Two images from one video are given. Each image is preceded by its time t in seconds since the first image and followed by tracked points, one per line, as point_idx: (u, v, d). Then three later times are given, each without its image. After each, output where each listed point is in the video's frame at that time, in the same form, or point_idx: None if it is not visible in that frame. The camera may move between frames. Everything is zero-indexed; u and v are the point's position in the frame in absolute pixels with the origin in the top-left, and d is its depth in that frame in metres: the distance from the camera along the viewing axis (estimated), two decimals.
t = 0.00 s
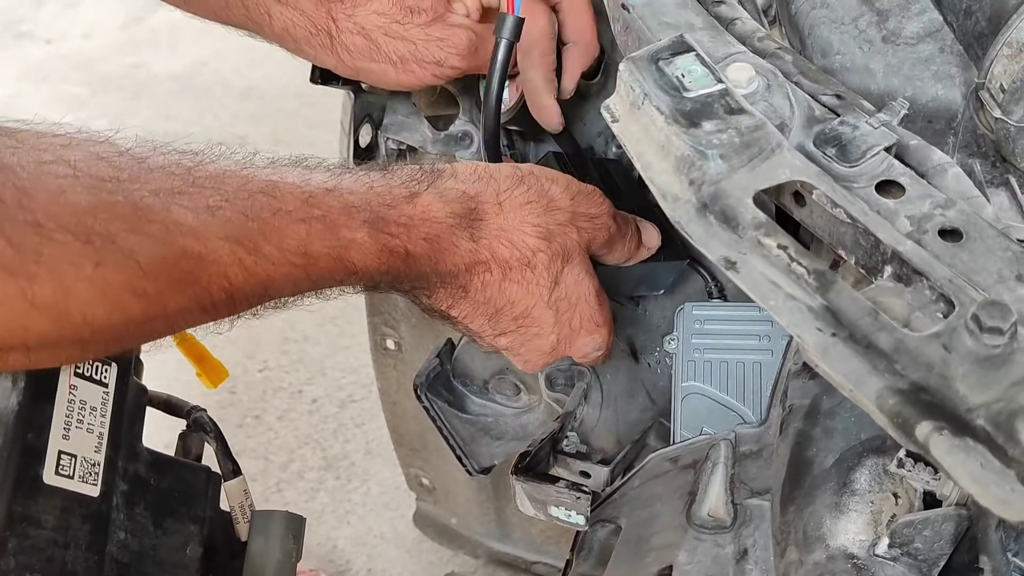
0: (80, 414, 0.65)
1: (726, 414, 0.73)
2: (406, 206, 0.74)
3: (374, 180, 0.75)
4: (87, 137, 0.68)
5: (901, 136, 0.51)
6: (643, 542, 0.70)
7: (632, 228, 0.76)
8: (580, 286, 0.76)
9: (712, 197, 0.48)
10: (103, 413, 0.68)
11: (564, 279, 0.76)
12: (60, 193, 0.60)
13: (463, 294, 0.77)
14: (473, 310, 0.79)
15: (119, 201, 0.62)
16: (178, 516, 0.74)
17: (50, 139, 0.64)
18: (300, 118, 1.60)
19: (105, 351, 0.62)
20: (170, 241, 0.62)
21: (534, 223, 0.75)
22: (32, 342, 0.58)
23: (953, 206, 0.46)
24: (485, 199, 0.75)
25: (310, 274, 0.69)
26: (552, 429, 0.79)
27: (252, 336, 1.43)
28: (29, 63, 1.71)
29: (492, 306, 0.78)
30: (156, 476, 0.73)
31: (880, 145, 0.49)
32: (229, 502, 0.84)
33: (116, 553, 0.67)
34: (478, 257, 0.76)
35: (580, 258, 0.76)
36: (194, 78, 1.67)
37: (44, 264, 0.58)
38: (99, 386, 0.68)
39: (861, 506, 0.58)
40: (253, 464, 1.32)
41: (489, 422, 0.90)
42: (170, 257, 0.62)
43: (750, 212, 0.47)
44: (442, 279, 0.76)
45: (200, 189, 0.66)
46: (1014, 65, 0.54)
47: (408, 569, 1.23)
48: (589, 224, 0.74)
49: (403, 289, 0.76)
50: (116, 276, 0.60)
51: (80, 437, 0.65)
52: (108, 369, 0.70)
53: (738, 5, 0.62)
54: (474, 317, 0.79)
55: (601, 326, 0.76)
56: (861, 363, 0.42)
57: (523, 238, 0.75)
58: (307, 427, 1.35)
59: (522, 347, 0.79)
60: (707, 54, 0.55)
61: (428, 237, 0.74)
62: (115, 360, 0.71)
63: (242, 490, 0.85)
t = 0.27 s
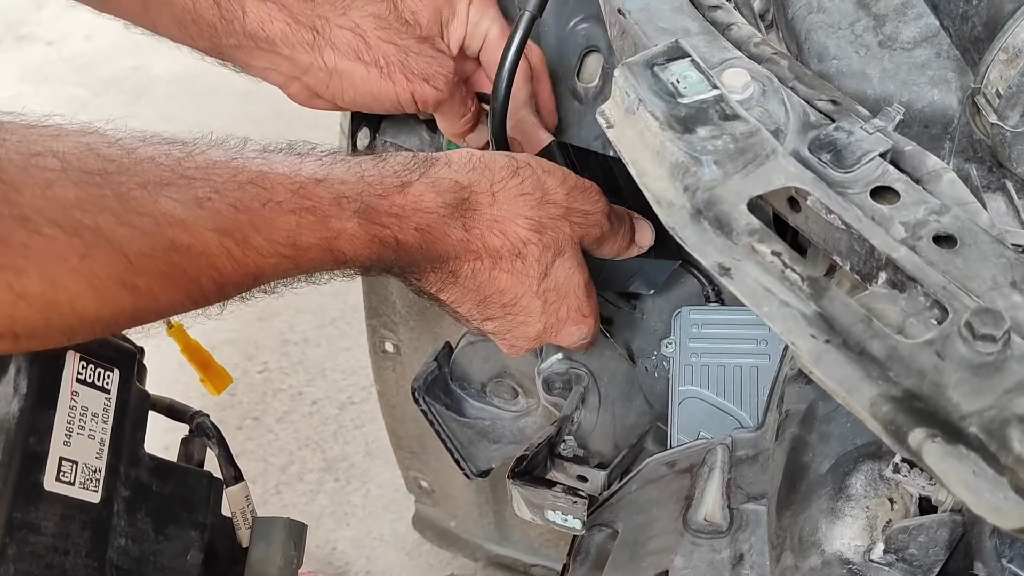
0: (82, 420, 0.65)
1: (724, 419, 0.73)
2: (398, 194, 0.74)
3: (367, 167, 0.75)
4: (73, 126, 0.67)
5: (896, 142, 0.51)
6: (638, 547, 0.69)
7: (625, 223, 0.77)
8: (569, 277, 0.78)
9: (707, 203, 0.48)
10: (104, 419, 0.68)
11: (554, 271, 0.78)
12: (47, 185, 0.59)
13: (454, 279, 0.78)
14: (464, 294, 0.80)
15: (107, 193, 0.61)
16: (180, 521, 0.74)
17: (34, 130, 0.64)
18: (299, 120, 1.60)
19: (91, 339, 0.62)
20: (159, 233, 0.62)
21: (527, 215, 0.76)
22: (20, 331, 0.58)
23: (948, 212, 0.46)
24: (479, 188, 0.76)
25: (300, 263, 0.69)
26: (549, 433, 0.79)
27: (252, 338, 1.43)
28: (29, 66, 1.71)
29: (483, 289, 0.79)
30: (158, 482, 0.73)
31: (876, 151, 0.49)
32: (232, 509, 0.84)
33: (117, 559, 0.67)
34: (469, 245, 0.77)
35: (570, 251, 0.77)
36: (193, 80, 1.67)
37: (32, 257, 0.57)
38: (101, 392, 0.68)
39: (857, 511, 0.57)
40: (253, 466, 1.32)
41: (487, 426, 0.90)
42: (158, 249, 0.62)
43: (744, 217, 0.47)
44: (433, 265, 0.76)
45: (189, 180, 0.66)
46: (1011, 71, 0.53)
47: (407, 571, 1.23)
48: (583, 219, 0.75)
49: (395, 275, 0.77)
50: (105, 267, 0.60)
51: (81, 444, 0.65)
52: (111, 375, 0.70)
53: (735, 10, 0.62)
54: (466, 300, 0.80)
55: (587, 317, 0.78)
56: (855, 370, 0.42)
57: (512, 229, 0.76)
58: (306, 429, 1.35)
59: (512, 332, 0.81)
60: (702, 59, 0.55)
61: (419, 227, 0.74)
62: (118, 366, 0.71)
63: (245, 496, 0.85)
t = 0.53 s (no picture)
0: (71, 422, 0.65)
1: (721, 419, 0.73)
2: (403, 184, 0.74)
3: (372, 163, 0.75)
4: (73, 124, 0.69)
5: (891, 143, 0.51)
6: (636, 547, 0.69)
7: (638, 226, 0.77)
8: (583, 269, 0.76)
9: (701, 204, 0.48)
10: (93, 421, 0.68)
11: (569, 262, 0.75)
12: (42, 180, 0.60)
13: (468, 273, 0.77)
14: (481, 290, 0.78)
15: (103, 188, 0.62)
16: (170, 523, 0.75)
17: (32, 126, 0.65)
18: (299, 121, 1.60)
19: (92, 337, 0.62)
20: (155, 228, 0.63)
21: (537, 202, 0.74)
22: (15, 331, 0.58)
23: (943, 213, 0.46)
24: (486, 176, 0.75)
25: (304, 257, 0.69)
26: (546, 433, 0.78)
27: (251, 339, 1.43)
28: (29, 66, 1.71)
29: (499, 286, 0.77)
30: (149, 484, 0.73)
31: (871, 152, 0.49)
32: (222, 509, 0.84)
33: (106, 561, 0.67)
34: (482, 235, 0.75)
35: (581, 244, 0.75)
36: (192, 80, 1.67)
37: (25, 251, 0.58)
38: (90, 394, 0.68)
39: (852, 512, 0.57)
40: (252, 467, 1.32)
41: (484, 426, 0.91)
42: (155, 245, 0.62)
43: (739, 218, 0.47)
44: (444, 257, 0.75)
45: (187, 175, 0.67)
46: (1006, 71, 0.53)
47: (406, 572, 1.23)
48: (595, 214, 0.74)
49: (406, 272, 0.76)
50: (101, 260, 0.60)
51: (69, 446, 0.65)
52: (99, 376, 0.70)
53: (731, 11, 0.62)
54: (480, 298, 0.78)
55: (603, 311, 0.76)
56: (849, 371, 0.42)
57: (524, 216, 0.75)
58: (306, 429, 1.35)
59: (527, 332, 0.78)
60: (698, 60, 0.55)
61: (426, 214, 0.73)
62: (107, 367, 0.71)
63: (235, 497, 0.84)
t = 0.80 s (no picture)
0: (63, 417, 0.67)
1: (720, 420, 0.73)
2: (416, 155, 0.72)
3: (384, 135, 0.74)
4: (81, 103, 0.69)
5: (890, 143, 0.51)
6: (634, 549, 0.69)
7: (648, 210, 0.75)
8: (594, 246, 0.74)
9: (699, 203, 0.48)
10: (87, 416, 0.70)
11: (582, 236, 0.73)
12: (54, 160, 0.60)
13: (482, 247, 0.74)
14: (495, 267, 0.75)
15: (116, 166, 0.62)
16: (164, 518, 0.77)
17: (43, 107, 0.66)
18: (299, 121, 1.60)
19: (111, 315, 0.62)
20: (170, 205, 0.62)
21: (551, 172, 0.72)
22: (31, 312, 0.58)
23: (941, 213, 0.46)
24: (500, 146, 0.74)
25: (320, 231, 0.68)
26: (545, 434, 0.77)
27: (252, 339, 1.43)
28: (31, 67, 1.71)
29: (512, 259, 0.74)
30: (140, 478, 0.76)
31: (870, 152, 0.49)
32: (215, 504, 0.84)
33: (99, 555, 0.69)
34: (495, 206, 0.73)
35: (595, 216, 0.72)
36: (193, 81, 1.67)
37: (39, 233, 0.58)
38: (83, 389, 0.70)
39: (851, 512, 0.57)
40: (252, 468, 1.32)
41: (483, 427, 0.91)
42: (170, 223, 0.62)
43: (737, 218, 0.47)
44: (458, 230, 0.73)
45: (198, 151, 0.66)
46: (1005, 72, 0.53)
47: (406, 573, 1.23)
48: (608, 185, 0.73)
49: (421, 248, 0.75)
50: (115, 238, 0.60)
51: (62, 441, 0.67)
52: (92, 372, 0.72)
53: (730, 11, 0.62)
54: (490, 275, 0.76)
55: (612, 290, 0.76)
56: (847, 371, 0.42)
57: (538, 185, 0.72)
58: (306, 430, 1.35)
59: (538, 307, 0.76)
60: (696, 60, 0.54)
61: (440, 183, 0.71)
62: (101, 363, 0.73)
63: (229, 492, 0.85)
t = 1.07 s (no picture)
0: (69, 411, 0.67)
1: (723, 421, 0.73)
2: (404, 155, 0.72)
3: (373, 137, 0.73)
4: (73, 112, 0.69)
5: (894, 144, 0.51)
6: (637, 550, 0.69)
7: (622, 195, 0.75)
8: (581, 238, 0.73)
9: (703, 204, 0.48)
10: (92, 409, 0.70)
11: (569, 230, 0.72)
12: (59, 160, 0.61)
13: (470, 251, 0.73)
14: (480, 272, 0.74)
15: (119, 167, 0.63)
16: (171, 511, 0.77)
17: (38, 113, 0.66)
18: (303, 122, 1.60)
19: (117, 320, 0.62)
20: (171, 206, 0.63)
21: (533, 167, 0.72)
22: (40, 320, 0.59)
23: (946, 214, 0.46)
24: (483, 144, 0.73)
25: (317, 234, 0.68)
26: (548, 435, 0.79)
27: (254, 340, 1.43)
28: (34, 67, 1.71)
29: (498, 263, 0.73)
30: (147, 472, 0.76)
31: (874, 153, 0.49)
32: (224, 499, 0.84)
33: (107, 548, 0.69)
34: (484, 206, 0.72)
35: (576, 207, 0.72)
36: (197, 81, 1.67)
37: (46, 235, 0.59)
38: (88, 382, 0.71)
39: (855, 514, 0.57)
40: (254, 468, 1.32)
41: (486, 428, 0.90)
42: (172, 224, 0.63)
43: (741, 219, 0.47)
44: (447, 232, 0.72)
45: (194, 153, 0.67)
46: (1009, 73, 0.53)
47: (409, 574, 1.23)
48: (587, 178, 0.73)
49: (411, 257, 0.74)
50: (120, 237, 0.61)
51: (68, 434, 0.67)
52: (97, 364, 0.72)
53: (734, 12, 0.61)
54: (484, 280, 0.75)
55: (598, 282, 0.75)
56: (851, 372, 0.42)
57: (523, 181, 0.72)
58: (308, 431, 1.35)
59: (530, 308, 0.76)
60: (701, 61, 0.55)
61: (429, 182, 0.71)
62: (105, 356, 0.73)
63: (238, 486, 0.84)
